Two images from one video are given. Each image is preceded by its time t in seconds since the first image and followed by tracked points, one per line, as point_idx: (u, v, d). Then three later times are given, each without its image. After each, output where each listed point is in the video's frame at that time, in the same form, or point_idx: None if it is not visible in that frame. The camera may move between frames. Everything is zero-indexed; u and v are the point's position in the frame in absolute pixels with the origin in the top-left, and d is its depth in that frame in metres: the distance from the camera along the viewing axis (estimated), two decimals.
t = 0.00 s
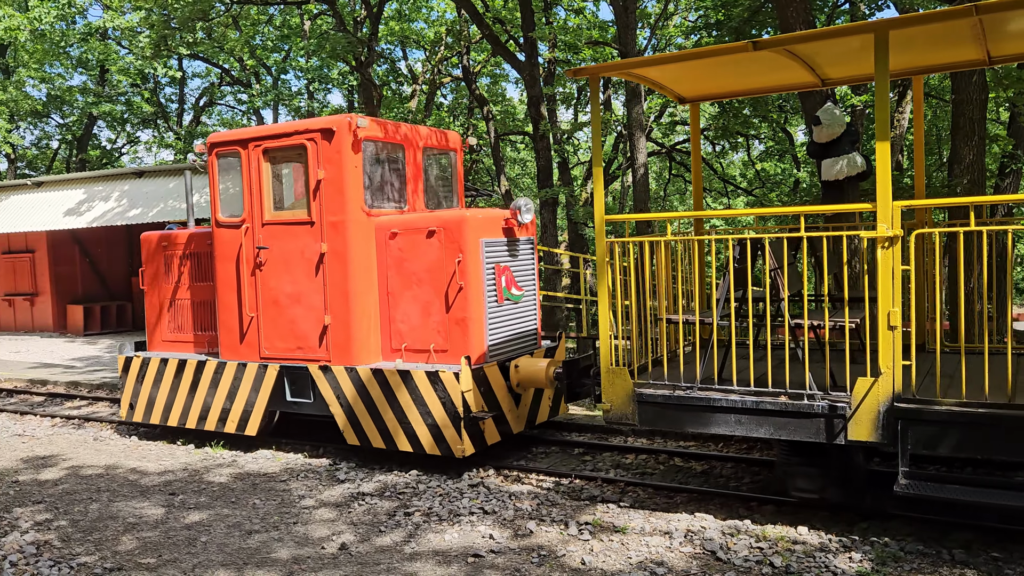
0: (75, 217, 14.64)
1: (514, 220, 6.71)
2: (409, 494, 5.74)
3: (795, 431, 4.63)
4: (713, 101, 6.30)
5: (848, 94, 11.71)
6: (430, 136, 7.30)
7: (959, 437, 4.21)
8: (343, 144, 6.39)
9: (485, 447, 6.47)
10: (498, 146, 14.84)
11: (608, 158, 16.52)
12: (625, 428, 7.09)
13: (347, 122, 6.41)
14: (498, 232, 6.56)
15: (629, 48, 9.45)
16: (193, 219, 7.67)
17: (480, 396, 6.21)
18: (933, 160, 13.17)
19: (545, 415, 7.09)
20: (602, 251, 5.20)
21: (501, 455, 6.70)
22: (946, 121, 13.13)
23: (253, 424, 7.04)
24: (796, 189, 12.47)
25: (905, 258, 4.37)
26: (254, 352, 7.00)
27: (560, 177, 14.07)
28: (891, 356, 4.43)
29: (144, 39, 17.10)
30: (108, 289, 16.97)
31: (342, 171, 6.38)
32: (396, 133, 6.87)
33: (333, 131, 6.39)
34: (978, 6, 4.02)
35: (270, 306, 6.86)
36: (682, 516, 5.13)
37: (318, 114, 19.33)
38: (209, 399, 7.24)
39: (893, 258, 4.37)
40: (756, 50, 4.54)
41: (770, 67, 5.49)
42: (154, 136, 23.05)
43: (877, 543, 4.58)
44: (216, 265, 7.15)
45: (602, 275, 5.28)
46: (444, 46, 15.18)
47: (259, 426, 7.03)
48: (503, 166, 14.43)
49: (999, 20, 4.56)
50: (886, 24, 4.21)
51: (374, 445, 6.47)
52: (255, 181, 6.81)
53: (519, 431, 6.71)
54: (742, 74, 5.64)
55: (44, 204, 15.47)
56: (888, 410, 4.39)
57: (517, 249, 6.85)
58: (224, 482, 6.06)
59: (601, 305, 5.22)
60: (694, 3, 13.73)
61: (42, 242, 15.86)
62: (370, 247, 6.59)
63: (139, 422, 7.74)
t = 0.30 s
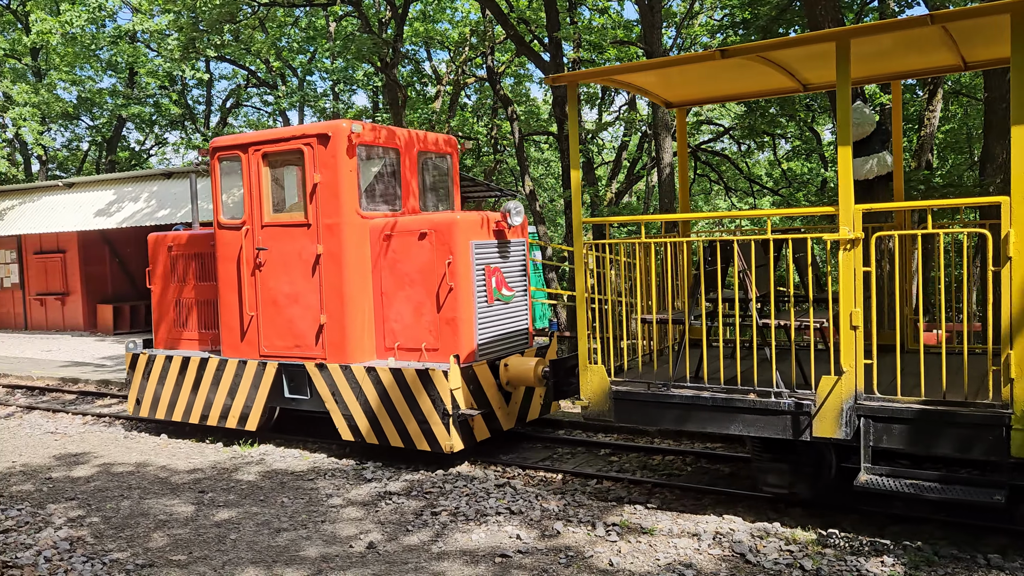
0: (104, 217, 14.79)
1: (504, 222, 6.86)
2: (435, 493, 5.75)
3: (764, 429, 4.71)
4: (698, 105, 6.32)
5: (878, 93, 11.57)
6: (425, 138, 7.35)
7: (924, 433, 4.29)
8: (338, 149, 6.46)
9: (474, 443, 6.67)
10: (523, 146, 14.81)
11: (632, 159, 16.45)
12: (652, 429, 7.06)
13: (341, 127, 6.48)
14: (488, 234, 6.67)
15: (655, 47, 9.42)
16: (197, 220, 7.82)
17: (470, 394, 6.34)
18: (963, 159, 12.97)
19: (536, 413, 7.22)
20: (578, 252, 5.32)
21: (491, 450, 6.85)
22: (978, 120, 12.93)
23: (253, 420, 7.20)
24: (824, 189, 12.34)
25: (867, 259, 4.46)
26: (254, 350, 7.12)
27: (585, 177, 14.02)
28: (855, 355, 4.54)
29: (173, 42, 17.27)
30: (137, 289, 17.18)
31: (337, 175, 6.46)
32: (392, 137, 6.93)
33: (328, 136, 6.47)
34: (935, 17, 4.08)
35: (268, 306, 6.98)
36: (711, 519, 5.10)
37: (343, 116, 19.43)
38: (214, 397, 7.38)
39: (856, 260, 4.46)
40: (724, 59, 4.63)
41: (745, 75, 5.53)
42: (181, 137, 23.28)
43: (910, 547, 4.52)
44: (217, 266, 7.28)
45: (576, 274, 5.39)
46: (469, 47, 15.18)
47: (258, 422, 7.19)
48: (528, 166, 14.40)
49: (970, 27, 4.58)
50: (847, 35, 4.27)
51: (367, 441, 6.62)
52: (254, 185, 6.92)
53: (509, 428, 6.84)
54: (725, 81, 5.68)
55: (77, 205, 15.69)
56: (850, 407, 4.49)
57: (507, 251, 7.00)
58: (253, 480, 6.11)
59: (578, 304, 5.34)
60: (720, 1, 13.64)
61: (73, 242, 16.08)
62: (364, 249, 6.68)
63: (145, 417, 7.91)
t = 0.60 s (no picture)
0: (132, 217, 14.97)
1: (495, 224, 7.00)
2: (459, 493, 5.76)
3: (736, 424, 4.90)
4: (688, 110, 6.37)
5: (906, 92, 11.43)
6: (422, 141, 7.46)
7: (884, 430, 4.41)
8: (333, 153, 6.62)
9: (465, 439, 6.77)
10: (546, 146, 14.80)
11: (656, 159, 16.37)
12: (677, 432, 7.02)
13: (337, 131, 6.64)
14: (479, 236, 6.79)
15: (680, 46, 9.38)
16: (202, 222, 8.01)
17: (459, 391, 6.45)
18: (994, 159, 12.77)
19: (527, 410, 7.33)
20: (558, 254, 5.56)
21: (479, 445, 7.01)
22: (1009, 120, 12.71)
23: (252, 416, 7.39)
24: (851, 189, 12.20)
25: (831, 262, 4.61)
26: (254, 346, 7.31)
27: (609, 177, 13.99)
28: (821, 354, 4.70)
29: (199, 44, 17.46)
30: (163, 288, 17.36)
31: (332, 178, 6.62)
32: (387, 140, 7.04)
33: (324, 140, 6.64)
34: (892, 25, 4.15)
35: (267, 304, 7.17)
36: (736, 521, 5.06)
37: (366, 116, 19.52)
38: (212, 391, 7.64)
39: (817, 263, 4.63)
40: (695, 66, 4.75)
41: (728, 83, 5.62)
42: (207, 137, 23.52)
43: (941, 552, 4.46)
44: (220, 265, 7.48)
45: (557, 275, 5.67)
46: (492, 47, 15.19)
47: (258, 417, 7.38)
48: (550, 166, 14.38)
49: (940, 37, 4.60)
50: (808, 43, 4.36)
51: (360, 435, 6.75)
52: (253, 187, 7.09)
53: (499, 425, 6.96)
54: (710, 87, 5.76)
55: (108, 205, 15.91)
56: (815, 404, 4.65)
57: (499, 252, 7.12)
58: (278, 477, 6.15)
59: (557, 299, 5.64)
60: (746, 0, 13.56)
61: (101, 241, 16.31)
62: (359, 250, 6.83)
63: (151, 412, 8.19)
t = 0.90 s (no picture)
0: (160, 217, 15.17)
1: (487, 225, 7.12)
2: (484, 492, 5.77)
3: (709, 420, 5.04)
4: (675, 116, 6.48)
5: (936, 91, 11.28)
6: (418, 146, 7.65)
7: (846, 427, 4.49)
8: (330, 156, 6.84)
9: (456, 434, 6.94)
10: (569, 146, 14.77)
11: (681, 159, 16.28)
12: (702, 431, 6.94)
13: (334, 135, 6.86)
14: (471, 237, 6.93)
15: (706, 46, 9.34)
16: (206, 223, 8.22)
17: (450, 389, 6.62)
18: None
19: (518, 407, 7.58)
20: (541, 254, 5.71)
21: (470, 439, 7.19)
22: None
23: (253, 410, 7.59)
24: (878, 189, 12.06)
25: (797, 263, 4.69)
26: (255, 344, 7.53)
27: (634, 177, 13.93)
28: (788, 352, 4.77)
29: (226, 45, 17.64)
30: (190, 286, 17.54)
31: (330, 180, 6.83)
32: (382, 144, 7.24)
33: (321, 144, 6.85)
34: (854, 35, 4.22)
35: (268, 302, 7.38)
36: (763, 523, 5.03)
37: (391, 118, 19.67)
38: (214, 385, 7.87)
39: (783, 264, 4.71)
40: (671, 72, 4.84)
41: (711, 89, 5.73)
42: (233, 138, 23.75)
43: (971, 557, 4.40)
44: (224, 265, 7.72)
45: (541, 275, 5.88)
46: (517, 47, 15.20)
47: (259, 412, 7.57)
48: (574, 166, 14.34)
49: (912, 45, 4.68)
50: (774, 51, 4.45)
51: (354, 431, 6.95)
52: (254, 189, 7.31)
53: (490, 421, 7.15)
54: (696, 94, 5.88)
55: (137, 204, 16.11)
56: (780, 402, 4.73)
57: (493, 254, 7.29)
58: (304, 475, 6.19)
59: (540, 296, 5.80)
60: None
61: (129, 240, 16.52)
62: (355, 250, 7.02)
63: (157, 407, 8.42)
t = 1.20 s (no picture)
0: (186, 216, 15.39)
1: (479, 226, 7.27)
2: (508, 491, 5.77)
3: (683, 415, 5.30)
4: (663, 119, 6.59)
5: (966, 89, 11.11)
6: (415, 150, 7.84)
7: (810, 422, 4.73)
8: (328, 160, 7.06)
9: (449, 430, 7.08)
10: (593, 145, 14.73)
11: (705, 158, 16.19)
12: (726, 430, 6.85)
13: (331, 140, 7.09)
14: (464, 239, 7.12)
15: (731, 44, 9.29)
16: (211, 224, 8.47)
17: (443, 385, 6.80)
18: None
19: (512, 402, 7.69)
20: (524, 254, 5.86)
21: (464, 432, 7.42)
22: None
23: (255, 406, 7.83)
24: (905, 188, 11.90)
25: (765, 264, 4.94)
26: (257, 341, 7.75)
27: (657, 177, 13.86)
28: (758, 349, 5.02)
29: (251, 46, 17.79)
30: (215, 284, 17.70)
31: (327, 183, 7.05)
32: (379, 148, 7.43)
33: (320, 148, 7.09)
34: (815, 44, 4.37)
35: (269, 301, 7.61)
36: (790, 526, 4.99)
37: (414, 118, 19.79)
38: (220, 380, 8.11)
39: (753, 265, 4.96)
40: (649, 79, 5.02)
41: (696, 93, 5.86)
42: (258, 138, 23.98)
43: (1003, 562, 4.33)
44: (227, 266, 7.96)
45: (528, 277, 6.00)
46: (541, 46, 15.19)
47: (261, 408, 7.82)
48: (597, 165, 14.29)
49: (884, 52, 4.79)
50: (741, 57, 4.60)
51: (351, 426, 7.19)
52: (257, 191, 7.55)
53: (483, 417, 7.29)
54: (682, 97, 5.99)
55: (167, 205, 16.30)
56: (749, 398, 4.97)
57: (487, 254, 7.41)
58: (330, 473, 6.22)
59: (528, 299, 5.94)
60: None
61: (155, 239, 16.73)
62: (352, 251, 7.23)
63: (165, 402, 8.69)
